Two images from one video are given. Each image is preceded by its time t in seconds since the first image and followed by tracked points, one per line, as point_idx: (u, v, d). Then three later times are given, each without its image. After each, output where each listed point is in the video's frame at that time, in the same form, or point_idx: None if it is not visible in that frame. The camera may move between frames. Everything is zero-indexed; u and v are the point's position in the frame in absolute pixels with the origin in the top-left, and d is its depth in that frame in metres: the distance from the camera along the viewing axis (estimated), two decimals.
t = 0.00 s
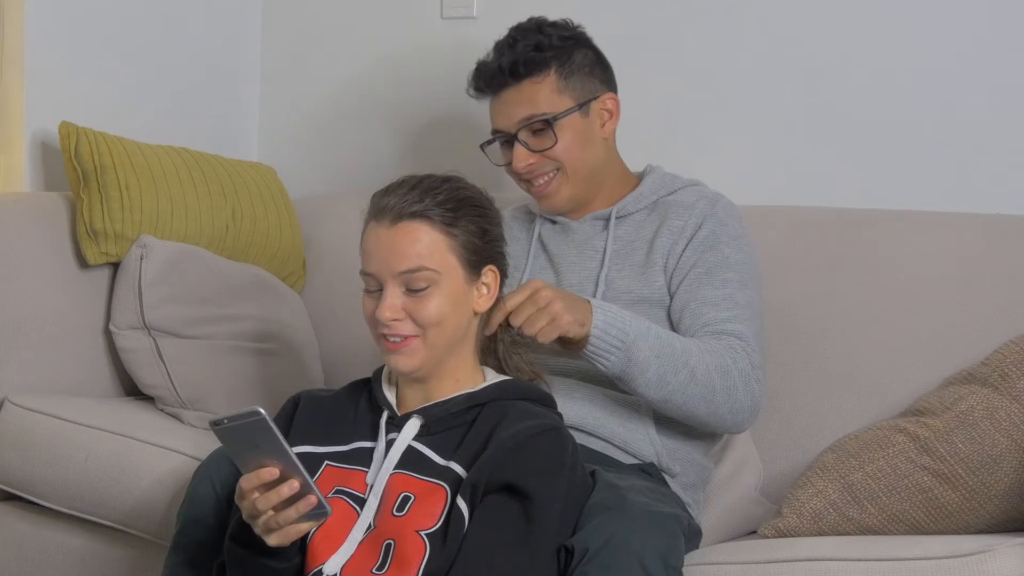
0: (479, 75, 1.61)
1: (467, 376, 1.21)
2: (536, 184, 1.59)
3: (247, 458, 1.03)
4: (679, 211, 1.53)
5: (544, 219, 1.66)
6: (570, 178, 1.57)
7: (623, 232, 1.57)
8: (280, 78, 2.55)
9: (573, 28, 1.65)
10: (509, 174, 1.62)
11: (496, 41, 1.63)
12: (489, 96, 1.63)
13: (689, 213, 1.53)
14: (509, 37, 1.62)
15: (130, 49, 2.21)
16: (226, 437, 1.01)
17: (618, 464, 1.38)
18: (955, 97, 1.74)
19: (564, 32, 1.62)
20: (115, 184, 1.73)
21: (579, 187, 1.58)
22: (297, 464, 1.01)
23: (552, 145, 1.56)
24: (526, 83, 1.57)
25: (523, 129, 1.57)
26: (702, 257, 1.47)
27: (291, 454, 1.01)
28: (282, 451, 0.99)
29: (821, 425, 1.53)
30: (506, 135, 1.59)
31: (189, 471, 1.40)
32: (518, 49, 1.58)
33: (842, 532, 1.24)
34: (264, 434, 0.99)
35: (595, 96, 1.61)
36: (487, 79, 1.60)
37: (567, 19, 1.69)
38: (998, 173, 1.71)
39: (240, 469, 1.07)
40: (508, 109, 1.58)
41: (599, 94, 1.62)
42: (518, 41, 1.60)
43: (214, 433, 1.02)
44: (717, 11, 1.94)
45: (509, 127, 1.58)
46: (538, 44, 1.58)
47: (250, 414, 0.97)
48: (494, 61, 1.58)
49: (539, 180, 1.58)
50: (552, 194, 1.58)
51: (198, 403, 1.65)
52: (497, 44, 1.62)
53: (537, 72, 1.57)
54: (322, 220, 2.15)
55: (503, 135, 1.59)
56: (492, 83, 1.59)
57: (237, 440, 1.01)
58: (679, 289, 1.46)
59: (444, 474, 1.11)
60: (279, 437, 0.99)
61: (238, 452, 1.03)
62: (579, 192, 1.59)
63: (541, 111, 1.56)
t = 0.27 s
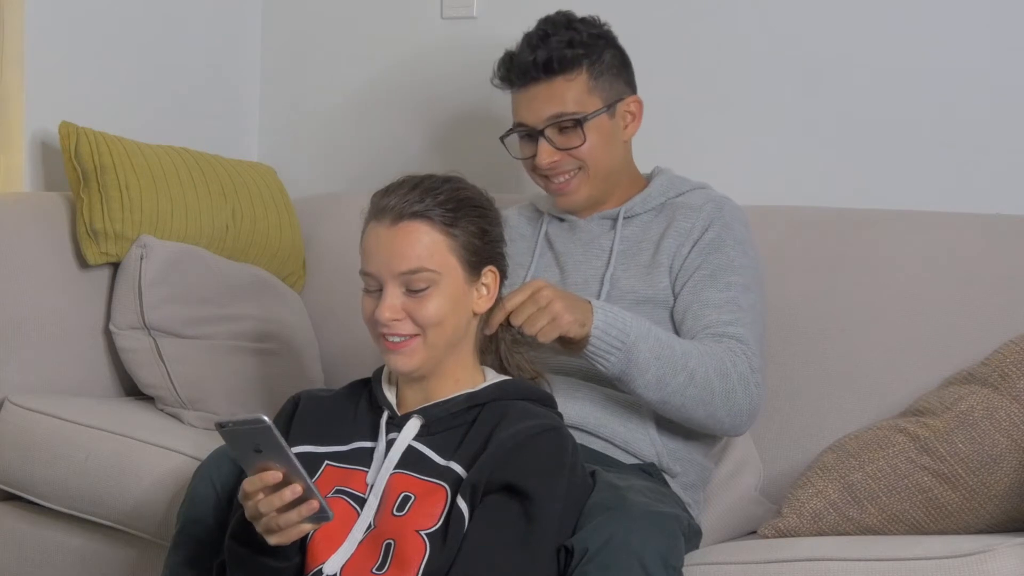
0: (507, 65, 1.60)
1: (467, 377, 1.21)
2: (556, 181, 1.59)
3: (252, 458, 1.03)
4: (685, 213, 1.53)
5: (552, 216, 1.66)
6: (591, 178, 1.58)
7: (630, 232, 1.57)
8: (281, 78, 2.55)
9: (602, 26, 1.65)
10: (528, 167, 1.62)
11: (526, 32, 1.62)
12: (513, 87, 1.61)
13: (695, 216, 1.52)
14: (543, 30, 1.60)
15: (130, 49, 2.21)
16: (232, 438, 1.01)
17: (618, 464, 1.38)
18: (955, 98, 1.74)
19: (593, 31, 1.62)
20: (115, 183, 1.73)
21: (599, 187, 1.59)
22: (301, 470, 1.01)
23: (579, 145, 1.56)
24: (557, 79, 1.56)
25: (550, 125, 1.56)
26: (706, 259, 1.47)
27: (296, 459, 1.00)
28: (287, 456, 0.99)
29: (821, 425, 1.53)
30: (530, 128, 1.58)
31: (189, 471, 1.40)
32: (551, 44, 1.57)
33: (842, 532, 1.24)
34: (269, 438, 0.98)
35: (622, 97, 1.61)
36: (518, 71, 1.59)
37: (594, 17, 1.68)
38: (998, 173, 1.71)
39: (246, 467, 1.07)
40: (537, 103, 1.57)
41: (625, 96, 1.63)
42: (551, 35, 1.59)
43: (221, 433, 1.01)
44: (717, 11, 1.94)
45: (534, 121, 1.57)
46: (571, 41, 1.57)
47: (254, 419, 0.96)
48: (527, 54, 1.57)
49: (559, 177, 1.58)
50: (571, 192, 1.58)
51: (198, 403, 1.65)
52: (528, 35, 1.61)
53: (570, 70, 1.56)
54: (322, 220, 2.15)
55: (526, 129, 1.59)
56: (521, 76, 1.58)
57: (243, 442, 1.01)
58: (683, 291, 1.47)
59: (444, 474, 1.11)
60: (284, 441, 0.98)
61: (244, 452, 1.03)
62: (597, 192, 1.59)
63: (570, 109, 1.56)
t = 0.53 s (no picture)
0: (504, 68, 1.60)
1: (467, 380, 1.21)
2: (555, 184, 1.59)
3: (263, 454, 1.03)
4: (691, 215, 1.53)
5: (556, 215, 1.67)
6: (590, 180, 1.58)
7: (636, 233, 1.57)
8: (281, 78, 2.54)
9: (600, 26, 1.64)
10: (527, 170, 1.62)
11: (523, 35, 1.61)
12: (511, 90, 1.61)
13: (700, 217, 1.52)
14: (538, 32, 1.60)
15: (130, 49, 2.21)
16: (246, 432, 1.01)
17: (618, 464, 1.38)
18: (955, 98, 1.74)
19: (591, 31, 1.61)
20: (115, 183, 1.73)
21: (598, 189, 1.59)
22: (311, 469, 1.01)
23: (576, 147, 1.56)
24: (553, 82, 1.56)
25: (547, 129, 1.56)
26: (709, 260, 1.47)
27: (308, 459, 1.01)
28: (300, 455, 0.99)
29: (821, 425, 1.53)
30: (528, 132, 1.58)
31: (189, 471, 1.40)
32: (547, 47, 1.56)
33: (842, 532, 1.24)
34: (283, 435, 0.98)
35: (619, 98, 1.61)
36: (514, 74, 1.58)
37: (592, 16, 1.68)
38: (998, 174, 1.71)
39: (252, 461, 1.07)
40: (533, 106, 1.57)
41: (623, 97, 1.62)
42: (547, 37, 1.58)
43: (235, 426, 1.02)
44: (717, 11, 1.94)
45: (532, 125, 1.57)
46: (567, 43, 1.57)
47: (272, 416, 0.97)
48: (523, 57, 1.57)
49: (558, 180, 1.58)
50: (570, 195, 1.58)
51: (198, 403, 1.65)
52: (524, 38, 1.60)
53: (566, 73, 1.56)
54: (323, 220, 2.15)
55: (524, 133, 1.59)
56: (517, 80, 1.57)
57: (255, 436, 1.01)
58: (686, 291, 1.47)
59: (444, 474, 1.11)
60: (298, 440, 0.99)
61: (255, 448, 1.03)
62: (597, 194, 1.59)
63: (566, 112, 1.56)
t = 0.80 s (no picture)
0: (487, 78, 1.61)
1: (467, 382, 1.21)
2: (545, 188, 1.59)
3: (263, 453, 1.03)
4: (688, 213, 1.53)
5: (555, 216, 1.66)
6: (579, 183, 1.58)
7: (633, 233, 1.57)
8: (280, 78, 2.54)
9: (580, 29, 1.65)
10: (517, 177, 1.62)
11: (504, 44, 1.62)
12: (496, 99, 1.62)
13: (697, 216, 1.52)
14: (517, 41, 1.61)
15: (130, 48, 2.21)
16: (246, 430, 1.01)
17: (618, 464, 1.38)
18: (955, 98, 1.74)
19: (571, 34, 1.62)
20: (115, 183, 1.73)
21: (588, 190, 1.58)
22: (311, 466, 1.01)
23: (561, 150, 1.55)
24: (534, 88, 1.57)
25: (532, 135, 1.57)
26: (707, 260, 1.47)
27: (308, 456, 1.01)
28: (300, 453, 0.99)
29: (821, 425, 1.53)
30: (513, 139, 1.58)
31: (189, 471, 1.40)
32: (526, 53, 1.57)
33: (842, 532, 1.24)
34: (283, 433, 0.98)
35: (602, 99, 1.61)
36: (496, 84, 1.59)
37: (575, 20, 1.68)
38: (999, 174, 1.71)
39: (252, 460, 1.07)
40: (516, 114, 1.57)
41: (607, 97, 1.62)
42: (527, 44, 1.59)
43: (234, 424, 1.02)
44: (717, 12, 1.94)
45: (517, 132, 1.58)
46: (546, 48, 1.57)
47: (273, 413, 0.97)
48: (503, 66, 1.58)
49: (548, 184, 1.58)
50: (560, 198, 1.58)
51: (198, 403, 1.65)
52: (505, 46, 1.61)
53: (546, 77, 1.56)
54: (323, 220, 2.15)
55: (510, 140, 1.59)
56: (498, 88, 1.58)
57: (255, 434, 1.01)
58: (684, 291, 1.47)
59: (445, 474, 1.11)
60: (298, 437, 0.99)
61: (254, 447, 1.03)
62: (588, 195, 1.59)
63: (549, 116, 1.56)
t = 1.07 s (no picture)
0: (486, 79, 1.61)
1: (468, 379, 1.21)
2: (545, 188, 1.59)
3: (263, 453, 1.03)
4: (687, 212, 1.53)
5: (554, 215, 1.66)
6: (578, 183, 1.58)
7: (631, 232, 1.57)
8: (281, 78, 2.54)
9: (579, 29, 1.65)
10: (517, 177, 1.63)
11: (503, 44, 1.62)
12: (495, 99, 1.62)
13: (695, 215, 1.52)
14: (516, 41, 1.61)
15: (131, 48, 2.21)
16: (247, 430, 1.01)
17: (618, 464, 1.38)
18: (955, 98, 1.74)
19: (569, 35, 1.62)
20: (115, 183, 1.73)
21: (587, 190, 1.58)
22: (311, 465, 1.01)
23: (560, 151, 1.55)
24: (533, 88, 1.57)
25: (531, 135, 1.57)
26: (706, 259, 1.47)
27: (309, 455, 1.01)
28: (301, 452, 0.99)
29: (821, 425, 1.53)
30: (512, 140, 1.58)
31: (189, 471, 1.40)
32: (525, 54, 1.57)
33: (842, 532, 1.24)
34: (284, 431, 0.99)
35: (601, 99, 1.61)
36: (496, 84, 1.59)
37: (574, 20, 1.68)
38: (999, 174, 1.71)
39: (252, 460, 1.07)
40: (516, 114, 1.57)
41: (605, 97, 1.62)
42: (526, 44, 1.59)
43: (235, 425, 1.01)
44: (717, 12, 1.94)
45: (516, 132, 1.58)
46: (545, 49, 1.57)
47: (274, 412, 0.97)
48: (502, 66, 1.58)
49: (547, 184, 1.58)
50: (560, 198, 1.58)
51: (198, 403, 1.65)
52: (504, 47, 1.62)
53: (545, 78, 1.56)
54: (322, 220, 2.15)
55: (510, 141, 1.59)
56: (497, 88, 1.58)
57: (256, 434, 1.01)
58: (682, 289, 1.47)
59: (445, 474, 1.11)
60: (299, 435, 0.99)
61: (254, 447, 1.03)
62: (587, 195, 1.59)
63: (548, 116, 1.56)
